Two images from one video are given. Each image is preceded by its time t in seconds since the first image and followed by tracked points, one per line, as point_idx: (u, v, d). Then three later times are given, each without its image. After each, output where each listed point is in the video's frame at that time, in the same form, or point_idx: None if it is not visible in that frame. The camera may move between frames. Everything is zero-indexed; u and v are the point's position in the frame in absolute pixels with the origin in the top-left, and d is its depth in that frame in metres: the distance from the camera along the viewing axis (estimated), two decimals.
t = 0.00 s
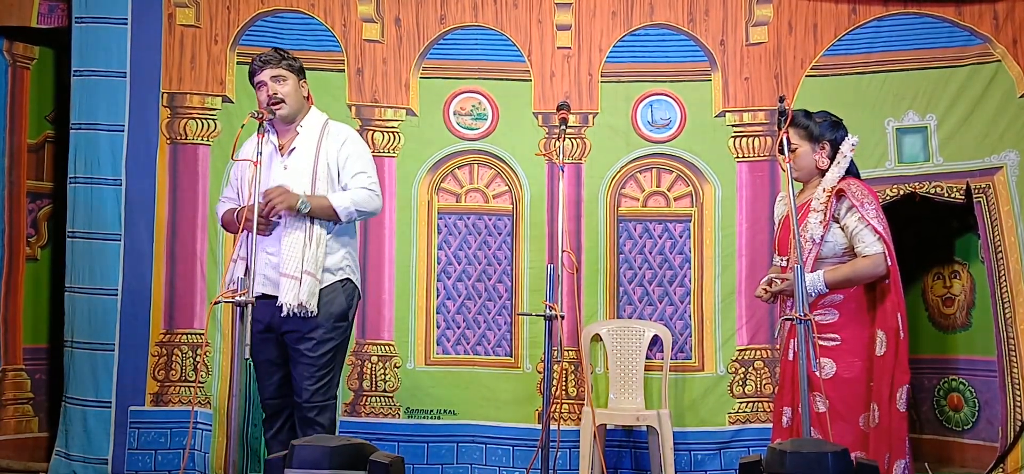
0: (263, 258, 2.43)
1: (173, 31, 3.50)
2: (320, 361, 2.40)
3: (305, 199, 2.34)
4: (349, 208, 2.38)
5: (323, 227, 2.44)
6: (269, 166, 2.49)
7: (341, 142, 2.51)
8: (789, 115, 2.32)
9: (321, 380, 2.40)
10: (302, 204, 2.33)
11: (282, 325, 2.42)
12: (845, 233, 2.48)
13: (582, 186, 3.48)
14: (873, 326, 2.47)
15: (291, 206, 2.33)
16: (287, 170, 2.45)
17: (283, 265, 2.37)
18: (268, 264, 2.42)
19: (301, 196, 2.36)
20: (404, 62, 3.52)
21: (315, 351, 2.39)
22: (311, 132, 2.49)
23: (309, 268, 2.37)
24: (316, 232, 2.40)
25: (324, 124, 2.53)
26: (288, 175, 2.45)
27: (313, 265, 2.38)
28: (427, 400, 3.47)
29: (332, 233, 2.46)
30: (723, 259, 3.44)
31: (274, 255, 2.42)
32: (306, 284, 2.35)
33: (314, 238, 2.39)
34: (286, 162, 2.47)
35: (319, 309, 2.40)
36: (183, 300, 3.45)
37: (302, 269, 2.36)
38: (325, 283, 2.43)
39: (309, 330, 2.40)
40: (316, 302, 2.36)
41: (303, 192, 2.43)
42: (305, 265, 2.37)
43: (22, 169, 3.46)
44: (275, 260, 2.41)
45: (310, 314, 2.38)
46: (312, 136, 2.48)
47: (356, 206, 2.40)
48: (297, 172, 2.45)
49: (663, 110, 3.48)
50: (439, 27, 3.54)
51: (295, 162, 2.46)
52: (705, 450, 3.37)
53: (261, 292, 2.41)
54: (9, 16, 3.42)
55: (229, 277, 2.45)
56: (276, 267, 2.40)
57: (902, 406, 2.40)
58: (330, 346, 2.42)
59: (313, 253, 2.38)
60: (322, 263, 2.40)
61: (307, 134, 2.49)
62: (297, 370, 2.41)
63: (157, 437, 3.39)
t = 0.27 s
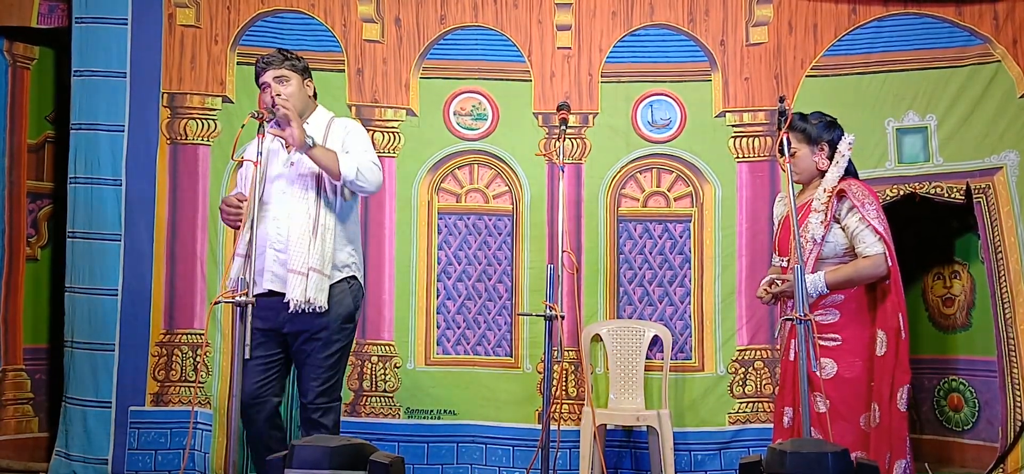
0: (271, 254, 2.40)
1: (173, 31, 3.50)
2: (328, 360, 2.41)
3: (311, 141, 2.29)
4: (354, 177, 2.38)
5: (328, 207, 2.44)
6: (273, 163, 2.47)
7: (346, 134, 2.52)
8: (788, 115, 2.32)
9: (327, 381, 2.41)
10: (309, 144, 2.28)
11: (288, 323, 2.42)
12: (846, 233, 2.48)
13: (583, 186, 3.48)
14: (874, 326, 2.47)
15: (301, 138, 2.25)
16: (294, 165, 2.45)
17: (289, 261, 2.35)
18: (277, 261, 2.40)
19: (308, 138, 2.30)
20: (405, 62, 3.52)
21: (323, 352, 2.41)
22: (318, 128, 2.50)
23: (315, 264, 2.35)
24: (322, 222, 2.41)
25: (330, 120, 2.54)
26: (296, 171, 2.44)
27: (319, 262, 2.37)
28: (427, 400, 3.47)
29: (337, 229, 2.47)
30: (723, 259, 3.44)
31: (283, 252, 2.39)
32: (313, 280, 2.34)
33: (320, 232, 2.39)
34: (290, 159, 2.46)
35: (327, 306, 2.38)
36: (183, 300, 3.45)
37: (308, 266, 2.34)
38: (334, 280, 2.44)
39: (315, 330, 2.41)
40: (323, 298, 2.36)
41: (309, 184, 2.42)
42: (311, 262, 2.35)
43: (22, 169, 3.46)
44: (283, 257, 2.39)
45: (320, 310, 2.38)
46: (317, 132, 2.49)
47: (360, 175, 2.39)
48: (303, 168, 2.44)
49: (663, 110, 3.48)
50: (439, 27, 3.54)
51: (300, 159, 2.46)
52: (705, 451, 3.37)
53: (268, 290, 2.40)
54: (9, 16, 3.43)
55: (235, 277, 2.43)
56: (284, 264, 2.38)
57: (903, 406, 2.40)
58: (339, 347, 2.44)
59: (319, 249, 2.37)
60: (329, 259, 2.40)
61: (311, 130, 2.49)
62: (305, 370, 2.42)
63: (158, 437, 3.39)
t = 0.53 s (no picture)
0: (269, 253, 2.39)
1: (173, 31, 3.50)
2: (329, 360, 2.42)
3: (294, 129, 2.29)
4: (338, 165, 2.35)
5: (324, 206, 2.44)
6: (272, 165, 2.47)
7: (342, 129, 2.50)
8: (789, 115, 2.32)
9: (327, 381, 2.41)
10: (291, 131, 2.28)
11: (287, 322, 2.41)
12: (847, 234, 2.48)
13: (583, 186, 3.48)
14: (875, 327, 2.47)
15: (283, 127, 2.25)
16: (291, 168, 2.44)
17: (291, 259, 2.36)
18: (276, 260, 2.39)
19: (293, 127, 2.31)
20: (405, 62, 3.52)
21: (323, 352, 2.41)
22: (315, 128, 2.50)
23: (317, 263, 2.37)
24: (321, 220, 2.42)
25: (328, 120, 2.53)
26: (295, 176, 2.43)
27: (321, 260, 2.38)
28: (427, 401, 3.47)
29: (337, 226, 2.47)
30: (723, 259, 3.44)
31: (282, 251, 2.39)
32: (315, 278, 2.35)
33: (319, 229, 2.40)
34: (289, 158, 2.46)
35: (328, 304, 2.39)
36: (183, 300, 3.45)
37: (309, 264, 2.36)
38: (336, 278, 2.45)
39: (315, 330, 2.41)
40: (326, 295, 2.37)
41: (307, 189, 2.43)
42: (313, 259, 2.37)
43: (22, 169, 3.46)
44: (282, 256, 2.38)
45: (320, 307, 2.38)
46: (314, 131, 2.49)
47: (345, 166, 2.37)
48: (302, 171, 2.44)
49: (663, 110, 3.48)
50: (439, 28, 3.54)
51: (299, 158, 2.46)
52: (704, 451, 3.37)
53: (267, 288, 2.39)
54: (9, 16, 3.42)
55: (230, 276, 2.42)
56: (284, 263, 2.38)
57: (904, 406, 2.40)
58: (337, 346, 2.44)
59: (321, 249, 2.39)
60: (331, 257, 2.41)
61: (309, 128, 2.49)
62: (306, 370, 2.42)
63: (158, 437, 3.40)
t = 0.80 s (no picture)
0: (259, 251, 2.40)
1: (173, 32, 3.50)
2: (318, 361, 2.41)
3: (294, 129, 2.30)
4: (335, 168, 2.36)
5: (317, 206, 2.45)
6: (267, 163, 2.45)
7: (337, 131, 2.51)
8: (789, 115, 2.33)
9: (317, 383, 2.41)
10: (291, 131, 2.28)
11: (276, 321, 2.40)
12: (849, 234, 2.48)
13: (583, 186, 3.48)
14: (877, 327, 2.48)
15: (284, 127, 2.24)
16: (285, 166, 2.43)
17: (279, 258, 2.35)
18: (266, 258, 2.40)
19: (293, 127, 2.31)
20: (405, 63, 3.52)
21: (313, 353, 2.40)
22: (310, 127, 2.50)
23: (306, 262, 2.37)
24: (313, 220, 2.42)
25: (321, 120, 2.54)
26: (289, 174, 2.42)
27: (310, 259, 2.38)
28: (428, 401, 3.47)
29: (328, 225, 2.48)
30: (723, 259, 3.44)
31: (272, 249, 2.39)
32: (304, 277, 2.35)
33: (311, 229, 2.40)
34: (281, 155, 2.45)
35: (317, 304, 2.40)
36: (183, 301, 3.45)
37: (298, 263, 2.35)
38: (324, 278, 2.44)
39: (303, 330, 2.40)
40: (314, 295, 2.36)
41: (301, 187, 2.42)
42: (302, 258, 2.36)
43: (22, 169, 3.46)
44: (273, 254, 2.39)
45: (307, 307, 2.38)
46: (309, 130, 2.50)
47: (342, 168, 2.38)
48: (297, 170, 2.43)
49: (663, 110, 3.48)
50: (439, 28, 3.54)
51: (291, 155, 2.44)
52: (704, 451, 3.37)
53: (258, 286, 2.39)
54: (9, 17, 3.42)
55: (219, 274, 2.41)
56: (274, 261, 2.38)
57: (906, 406, 2.40)
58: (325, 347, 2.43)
59: (311, 247, 2.38)
60: (320, 257, 2.41)
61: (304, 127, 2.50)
62: (294, 371, 2.41)
63: (158, 437, 3.40)
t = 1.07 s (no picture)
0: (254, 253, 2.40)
1: (173, 32, 3.50)
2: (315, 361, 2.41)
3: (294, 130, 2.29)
4: (335, 169, 2.36)
5: (314, 206, 2.45)
6: (266, 163, 2.45)
7: (334, 132, 2.52)
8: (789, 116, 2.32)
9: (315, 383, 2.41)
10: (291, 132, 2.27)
11: (273, 321, 2.40)
12: (851, 234, 2.48)
13: (583, 186, 3.48)
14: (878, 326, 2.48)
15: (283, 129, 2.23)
16: (284, 167, 2.43)
17: (275, 259, 2.35)
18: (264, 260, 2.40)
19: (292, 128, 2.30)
20: (405, 63, 3.52)
21: (310, 353, 2.40)
22: (307, 127, 2.51)
23: (303, 262, 2.36)
24: (310, 220, 2.42)
25: (318, 121, 2.54)
26: (287, 174, 2.43)
27: (307, 260, 2.38)
28: (428, 401, 3.48)
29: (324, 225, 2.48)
30: (723, 260, 3.44)
31: (269, 251, 2.40)
32: (301, 278, 2.35)
33: (308, 230, 2.40)
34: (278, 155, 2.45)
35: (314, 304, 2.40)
36: (183, 301, 3.45)
37: (295, 263, 2.35)
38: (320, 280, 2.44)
39: (299, 331, 2.40)
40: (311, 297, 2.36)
41: (298, 187, 2.42)
42: (297, 259, 2.36)
43: (23, 170, 3.46)
44: (270, 256, 2.40)
45: (303, 308, 2.38)
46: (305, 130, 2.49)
47: (342, 169, 2.38)
48: (293, 168, 2.43)
49: (663, 111, 3.48)
50: (439, 28, 3.54)
51: (287, 155, 2.45)
52: (704, 451, 3.37)
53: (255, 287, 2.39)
54: (9, 17, 3.42)
55: (213, 275, 2.41)
56: (271, 262, 2.39)
57: (909, 406, 2.41)
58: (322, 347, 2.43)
59: (307, 249, 2.38)
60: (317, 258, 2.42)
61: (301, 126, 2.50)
62: (292, 371, 2.40)
63: (158, 437, 3.40)
